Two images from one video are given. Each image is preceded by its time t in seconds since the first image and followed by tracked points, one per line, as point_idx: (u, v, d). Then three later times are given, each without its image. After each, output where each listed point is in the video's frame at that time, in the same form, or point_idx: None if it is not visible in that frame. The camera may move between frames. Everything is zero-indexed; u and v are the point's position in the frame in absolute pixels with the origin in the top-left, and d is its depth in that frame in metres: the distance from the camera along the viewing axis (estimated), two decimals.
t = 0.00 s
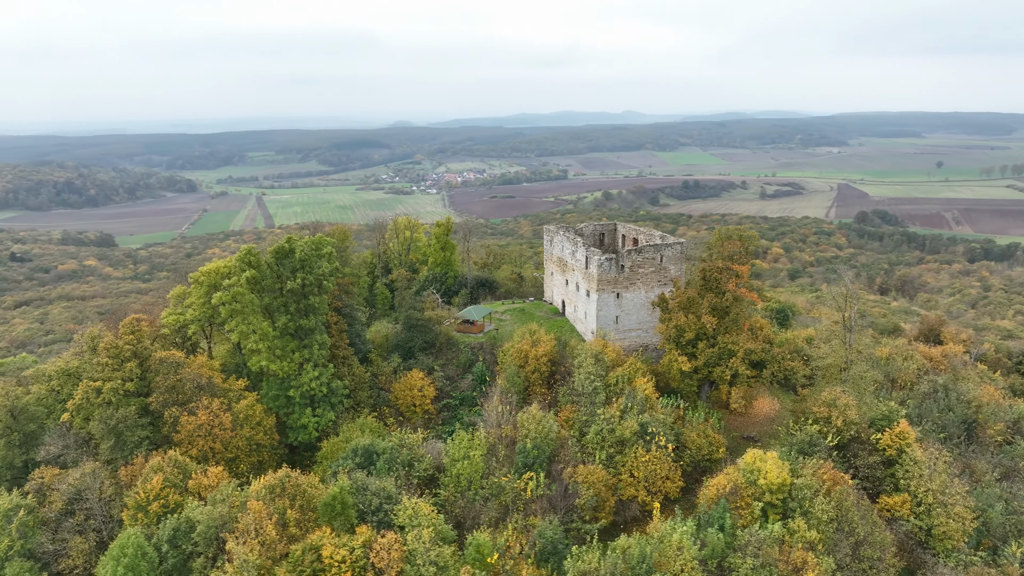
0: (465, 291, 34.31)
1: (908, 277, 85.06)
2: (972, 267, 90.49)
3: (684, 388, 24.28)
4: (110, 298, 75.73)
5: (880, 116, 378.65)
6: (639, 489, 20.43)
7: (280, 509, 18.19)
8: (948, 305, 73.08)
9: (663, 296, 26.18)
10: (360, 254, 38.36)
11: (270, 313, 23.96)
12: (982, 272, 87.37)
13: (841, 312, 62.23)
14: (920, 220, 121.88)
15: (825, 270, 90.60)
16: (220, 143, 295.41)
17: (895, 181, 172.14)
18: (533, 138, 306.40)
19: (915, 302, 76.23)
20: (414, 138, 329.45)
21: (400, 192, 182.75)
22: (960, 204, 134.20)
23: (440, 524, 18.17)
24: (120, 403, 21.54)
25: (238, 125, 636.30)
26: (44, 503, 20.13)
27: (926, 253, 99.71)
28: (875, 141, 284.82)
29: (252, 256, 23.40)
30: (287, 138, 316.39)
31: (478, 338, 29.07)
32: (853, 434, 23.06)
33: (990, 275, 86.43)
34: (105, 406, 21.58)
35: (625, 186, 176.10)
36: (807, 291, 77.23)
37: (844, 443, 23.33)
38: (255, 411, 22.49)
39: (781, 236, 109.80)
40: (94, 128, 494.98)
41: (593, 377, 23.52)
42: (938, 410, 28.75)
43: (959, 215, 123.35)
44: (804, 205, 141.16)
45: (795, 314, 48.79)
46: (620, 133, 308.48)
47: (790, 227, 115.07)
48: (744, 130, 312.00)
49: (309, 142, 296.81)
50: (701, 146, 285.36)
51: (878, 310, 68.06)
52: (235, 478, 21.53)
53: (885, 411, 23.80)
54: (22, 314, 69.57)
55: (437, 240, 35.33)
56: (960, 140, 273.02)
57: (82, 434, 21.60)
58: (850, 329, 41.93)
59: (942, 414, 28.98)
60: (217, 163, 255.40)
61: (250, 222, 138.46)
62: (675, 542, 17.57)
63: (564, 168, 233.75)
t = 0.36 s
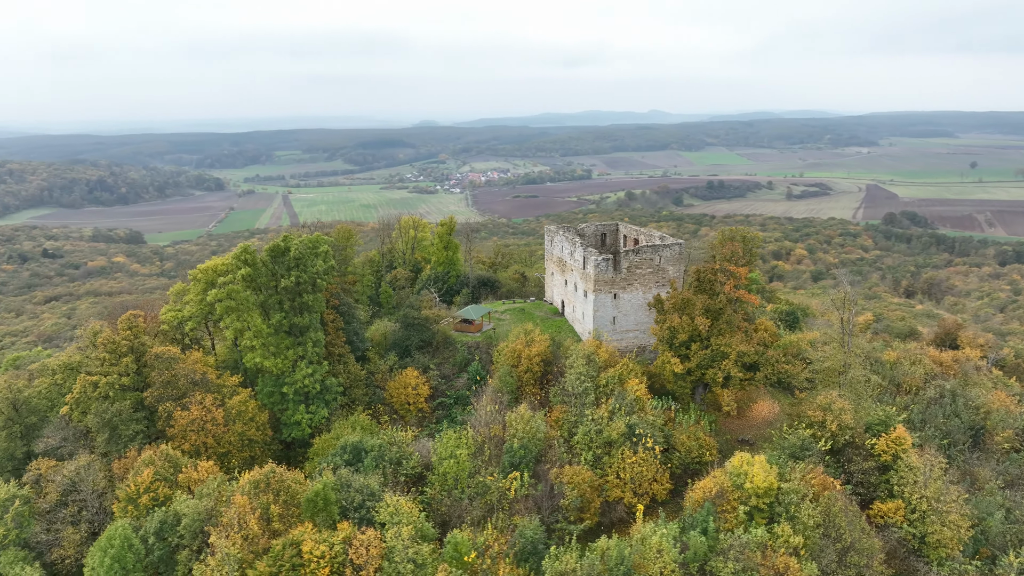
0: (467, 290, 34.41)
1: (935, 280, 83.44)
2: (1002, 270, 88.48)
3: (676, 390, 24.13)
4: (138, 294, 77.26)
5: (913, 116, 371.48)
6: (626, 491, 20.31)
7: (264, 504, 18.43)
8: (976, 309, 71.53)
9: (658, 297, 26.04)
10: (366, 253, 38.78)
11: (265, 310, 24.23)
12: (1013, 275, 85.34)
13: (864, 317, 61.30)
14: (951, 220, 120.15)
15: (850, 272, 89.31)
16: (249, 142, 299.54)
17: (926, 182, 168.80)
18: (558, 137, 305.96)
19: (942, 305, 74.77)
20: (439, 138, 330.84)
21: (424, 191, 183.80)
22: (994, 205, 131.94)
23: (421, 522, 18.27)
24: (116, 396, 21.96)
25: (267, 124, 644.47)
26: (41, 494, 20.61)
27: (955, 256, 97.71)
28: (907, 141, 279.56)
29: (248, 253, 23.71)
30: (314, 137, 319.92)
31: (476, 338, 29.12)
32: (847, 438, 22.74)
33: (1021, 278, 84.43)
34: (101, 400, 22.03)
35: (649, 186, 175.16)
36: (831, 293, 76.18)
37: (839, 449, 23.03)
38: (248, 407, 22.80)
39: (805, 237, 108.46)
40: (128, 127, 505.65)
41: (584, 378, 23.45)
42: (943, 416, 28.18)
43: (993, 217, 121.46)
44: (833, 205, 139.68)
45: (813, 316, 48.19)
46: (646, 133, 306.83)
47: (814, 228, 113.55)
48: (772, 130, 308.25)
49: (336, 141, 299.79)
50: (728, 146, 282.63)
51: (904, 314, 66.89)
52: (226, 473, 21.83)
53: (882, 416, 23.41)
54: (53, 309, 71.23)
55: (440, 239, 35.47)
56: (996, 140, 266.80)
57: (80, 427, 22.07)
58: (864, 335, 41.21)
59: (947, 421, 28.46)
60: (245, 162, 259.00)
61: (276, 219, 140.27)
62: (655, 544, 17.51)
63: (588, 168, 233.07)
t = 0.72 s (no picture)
0: (469, 289, 34.49)
1: (965, 282, 81.66)
2: None
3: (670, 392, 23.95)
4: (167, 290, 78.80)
5: (948, 116, 363.57)
6: (612, 493, 20.24)
7: (248, 498, 18.69)
8: (1007, 312, 69.85)
9: (654, 298, 25.92)
10: (374, 252, 39.27)
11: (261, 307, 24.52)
12: None
13: (889, 322, 60.22)
14: (984, 223, 117.64)
15: (876, 275, 87.88)
16: (278, 141, 303.44)
17: (959, 183, 165.13)
18: (584, 137, 305.10)
19: (971, 309, 73.20)
20: (465, 137, 331.84)
21: (448, 190, 184.70)
22: None
23: (402, 520, 18.37)
24: (113, 390, 22.39)
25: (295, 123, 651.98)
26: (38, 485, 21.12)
27: (986, 258, 95.54)
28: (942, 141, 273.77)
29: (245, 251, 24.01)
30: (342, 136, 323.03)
31: (474, 336, 29.22)
32: (842, 443, 22.41)
33: None
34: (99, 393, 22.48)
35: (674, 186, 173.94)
36: (855, 296, 75.08)
37: (833, 454, 22.71)
38: (242, 403, 23.09)
39: (831, 239, 106.93)
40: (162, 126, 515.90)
41: (576, 379, 23.38)
42: (948, 422, 27.63)
43: None
44: (862, 206, 137.49)
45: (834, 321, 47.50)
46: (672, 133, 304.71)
47: (840, 230, 111.91)
48: (801, 130, 304.07)
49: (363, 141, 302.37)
50: (756, 146, 279.53)
51: (932, 318, 65.62)
52: (219, 467, 22.14)
53: (878, 421, 23.03)
54: (84, 304, 72.89)
55: (443, 239, 35.77)
56: None
57: (78, 420, 22.54)
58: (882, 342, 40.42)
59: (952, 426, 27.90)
60: (273, 161, 262.41)
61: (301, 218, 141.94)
62: (634, 547, 17.48)
63: (613, 168, 232.07)
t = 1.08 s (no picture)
0: (472, 288, 34.44)
1: (998, 285, 79.64)
2: None
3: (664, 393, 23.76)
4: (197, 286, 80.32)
5: (987, 116, 354.73)
6: (598, 495, 20.16)
7: (235, 492, 18.97)
8: None
9: (651, 299, 25.70)
10: (382, 250, 39.55)
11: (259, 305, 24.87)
12: None
13: (916, 327, 59.16)
14: (1019, 225, 114.57)
15: (903, 278, 86.32)
16: (307, 140, 307.20)
17: (996, 185, 160.98)
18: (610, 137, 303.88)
19: (1003, 312, 71.45)
20: (492, 137, 332.57)
21: (473, 189, 185.45)
22: None
23: (384, 516, 18.50)
24: (113, 384, 22.87)
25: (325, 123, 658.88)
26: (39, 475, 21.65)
27: (1019, 262, 93.17)
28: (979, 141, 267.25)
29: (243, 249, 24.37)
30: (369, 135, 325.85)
31: (473, 335, 29.32)
32: (837, 448, 22.06)
33: None
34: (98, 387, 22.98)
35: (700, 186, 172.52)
36: (881, 300, 73.88)
37: (828, 459, 22.36)
38: (237, 399, 23.42)
39: (858, 240, 105.26)
40: (195, 125, 525.59)
41: (568, 380, 23.30)
42: (954, 428, 27.03)
43: None
44: (892, 208, 134.85)
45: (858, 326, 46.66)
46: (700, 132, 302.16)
47: (867, 232, 110.02)
48: (832, 130, 299.38)
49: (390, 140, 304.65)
50: (785, 146, 275.93)
51: (963, 323, 64.22)
52: (214, 461, 22.52)
53: (876, 426, 22.63)
54: (116, 299, 74.65)
55: (447, 238, 35.88)
56: None
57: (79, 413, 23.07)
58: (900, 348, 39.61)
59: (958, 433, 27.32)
60: (301, 160, 265.57)
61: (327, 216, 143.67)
62: (615, 548, 17.39)
63: (639, 167, 230.74)
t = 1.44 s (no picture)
0: (476, 288, 34.46)
1: None
2: None
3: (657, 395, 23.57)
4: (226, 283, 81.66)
5: None
6: (585, 496, 20.12)
7: (224, 487, 19.26)
8: None
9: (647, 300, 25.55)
10: (390, 249, 39.71)
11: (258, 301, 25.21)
12: None
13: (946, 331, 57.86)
14: None
15: (933, 281, 84.56)
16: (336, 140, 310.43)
17: None
18: (637, 136, 302.19)
19: None
20: (520, 137, 332.78)
21: (498, 189, 185.83)
22: None
23: (368, 513, 18.65)
24: (113, 377, 23.36)
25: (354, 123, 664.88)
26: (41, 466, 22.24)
27: None
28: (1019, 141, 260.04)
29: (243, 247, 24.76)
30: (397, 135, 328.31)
31: (473, 335, 29.41)
32: (831, 453, 21.70)
33: None
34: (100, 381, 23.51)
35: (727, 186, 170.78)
36: (908, 303, 72.49)
37: (823, 464, 22.04)
38: (234, 395, 23.78)
39: (887, 242, 103.31)
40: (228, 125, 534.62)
41: (560, 380, 23.30)
42: (960, 436, 26.41)
43: None
44: (925, 209, 131.93)
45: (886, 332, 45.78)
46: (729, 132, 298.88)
47: (897, 234, 107.87)
48: (865, 130, 293.98)
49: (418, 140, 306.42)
50: (816, 146, 271.72)
51: (997, 328, 62.60)
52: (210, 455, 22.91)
53: (872, 432, 22.25)
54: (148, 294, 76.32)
55: (452, 237, 35.86)
56: None
57: (81, 406, 23.62)
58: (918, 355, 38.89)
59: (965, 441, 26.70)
60: (330, 159, 268.40)
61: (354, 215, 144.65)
62: (595, 549, 17.34)
63: (666, 168, 228.96)
